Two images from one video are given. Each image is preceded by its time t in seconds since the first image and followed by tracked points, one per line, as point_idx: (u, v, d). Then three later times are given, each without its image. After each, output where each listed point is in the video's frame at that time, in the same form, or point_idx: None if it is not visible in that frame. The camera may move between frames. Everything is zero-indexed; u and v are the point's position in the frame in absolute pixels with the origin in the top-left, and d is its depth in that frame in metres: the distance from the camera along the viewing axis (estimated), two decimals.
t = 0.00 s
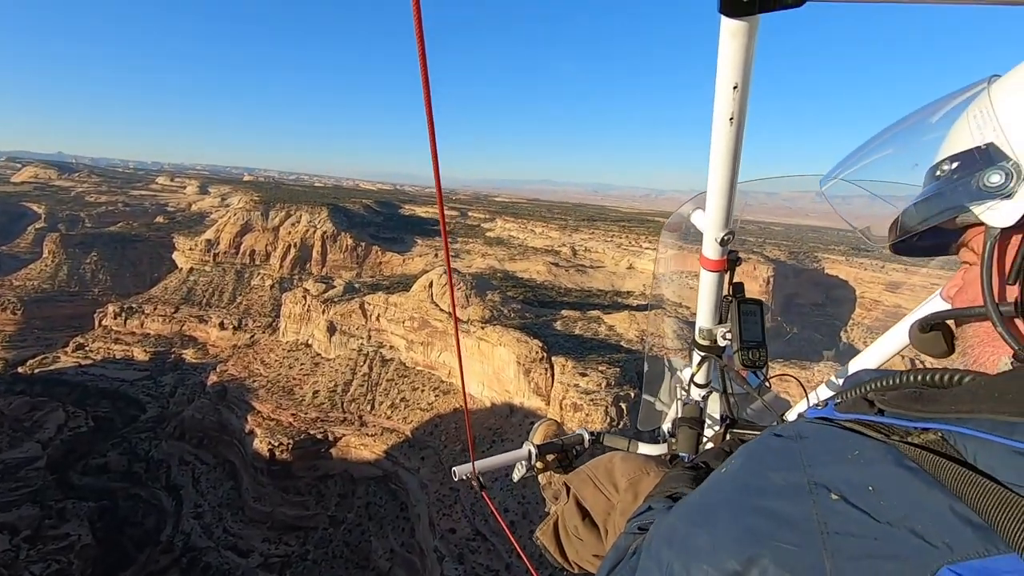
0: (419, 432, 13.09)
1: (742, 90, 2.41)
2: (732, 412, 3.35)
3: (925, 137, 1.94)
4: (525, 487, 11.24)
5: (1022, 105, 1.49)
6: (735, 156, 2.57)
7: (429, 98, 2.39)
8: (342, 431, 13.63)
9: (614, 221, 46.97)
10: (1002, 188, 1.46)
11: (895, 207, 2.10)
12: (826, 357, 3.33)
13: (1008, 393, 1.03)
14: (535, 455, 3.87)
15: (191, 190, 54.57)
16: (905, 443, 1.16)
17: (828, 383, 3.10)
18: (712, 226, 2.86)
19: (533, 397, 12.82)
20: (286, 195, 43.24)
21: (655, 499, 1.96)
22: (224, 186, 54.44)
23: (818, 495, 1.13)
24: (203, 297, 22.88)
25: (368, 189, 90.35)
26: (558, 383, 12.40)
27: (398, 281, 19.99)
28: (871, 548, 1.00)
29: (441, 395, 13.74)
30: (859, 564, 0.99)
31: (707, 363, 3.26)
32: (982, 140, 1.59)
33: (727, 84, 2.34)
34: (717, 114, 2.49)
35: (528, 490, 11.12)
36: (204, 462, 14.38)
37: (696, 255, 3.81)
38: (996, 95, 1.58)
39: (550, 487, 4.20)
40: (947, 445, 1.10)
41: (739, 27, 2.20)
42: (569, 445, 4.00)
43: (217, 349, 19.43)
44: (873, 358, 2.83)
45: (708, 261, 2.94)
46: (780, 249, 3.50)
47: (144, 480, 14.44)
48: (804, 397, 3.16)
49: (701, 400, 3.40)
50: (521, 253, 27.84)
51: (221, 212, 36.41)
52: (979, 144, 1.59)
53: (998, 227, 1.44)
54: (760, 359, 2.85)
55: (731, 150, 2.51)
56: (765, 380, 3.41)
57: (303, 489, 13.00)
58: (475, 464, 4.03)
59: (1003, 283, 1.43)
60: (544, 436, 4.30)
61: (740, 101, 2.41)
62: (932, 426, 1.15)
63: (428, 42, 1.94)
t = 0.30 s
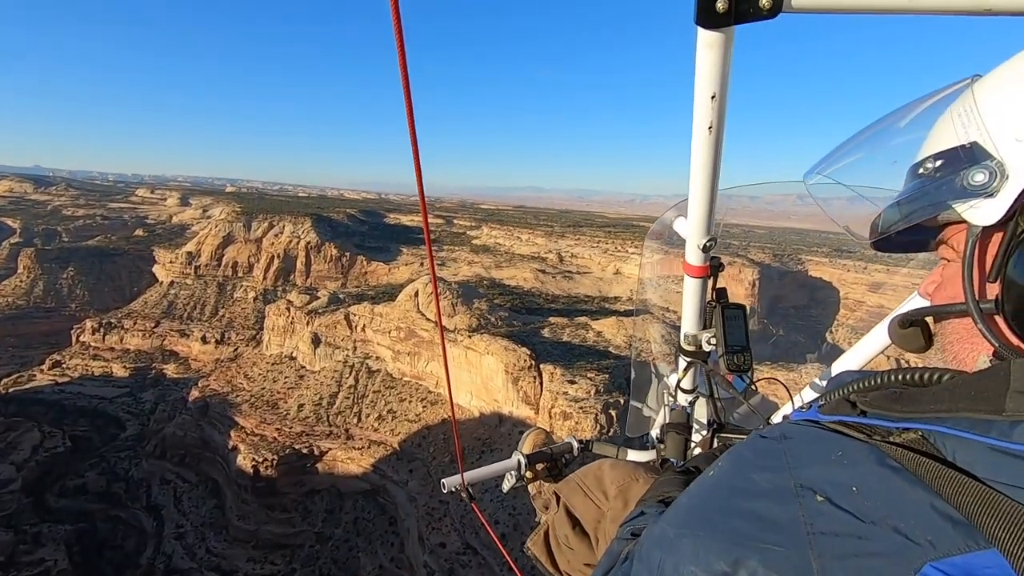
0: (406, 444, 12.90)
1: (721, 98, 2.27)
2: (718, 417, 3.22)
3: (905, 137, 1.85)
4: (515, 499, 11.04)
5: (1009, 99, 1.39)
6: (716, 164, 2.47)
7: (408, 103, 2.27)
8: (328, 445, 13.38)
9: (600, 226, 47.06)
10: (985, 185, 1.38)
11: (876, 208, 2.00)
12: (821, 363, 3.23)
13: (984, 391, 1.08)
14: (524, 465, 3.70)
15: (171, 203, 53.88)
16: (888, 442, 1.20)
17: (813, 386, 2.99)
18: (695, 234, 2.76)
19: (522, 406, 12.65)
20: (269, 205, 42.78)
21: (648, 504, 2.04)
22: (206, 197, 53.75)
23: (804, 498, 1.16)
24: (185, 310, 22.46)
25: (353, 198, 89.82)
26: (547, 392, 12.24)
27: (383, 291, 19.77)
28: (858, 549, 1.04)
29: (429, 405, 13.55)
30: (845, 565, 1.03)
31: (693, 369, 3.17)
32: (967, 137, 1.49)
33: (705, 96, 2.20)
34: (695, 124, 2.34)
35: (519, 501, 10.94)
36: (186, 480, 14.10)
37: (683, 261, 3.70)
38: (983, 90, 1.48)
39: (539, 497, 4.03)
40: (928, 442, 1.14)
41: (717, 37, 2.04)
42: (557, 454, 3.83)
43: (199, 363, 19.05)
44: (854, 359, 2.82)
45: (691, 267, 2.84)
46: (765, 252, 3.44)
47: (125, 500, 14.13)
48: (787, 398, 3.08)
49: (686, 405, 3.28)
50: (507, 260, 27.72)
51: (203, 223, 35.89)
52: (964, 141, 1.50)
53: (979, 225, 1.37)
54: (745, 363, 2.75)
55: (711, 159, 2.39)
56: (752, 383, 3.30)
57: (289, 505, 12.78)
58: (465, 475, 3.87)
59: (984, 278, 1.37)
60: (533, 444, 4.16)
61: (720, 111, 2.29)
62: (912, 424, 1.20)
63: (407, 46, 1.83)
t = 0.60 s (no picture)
0: (398, 453, 12.74)
1: (706, 105, 2.18)
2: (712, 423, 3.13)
3: (896, 135, 1.74)
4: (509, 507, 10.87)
5: (1002, 94, 1.27)
6: (702, 171, 2.35)
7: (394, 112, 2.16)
8: (318, 455, 13.17)
9: (590, 229, 47.11)
10: (967, 180, 1.29)
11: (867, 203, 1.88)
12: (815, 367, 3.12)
13: (973, 389, 1.04)
14: (518, 475, 3.54)
15: (158, 211, 53.41)
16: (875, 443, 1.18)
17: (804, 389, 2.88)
18: (682, 240, 2.64)
19: (514, 412, 12.50)
20: (258, 213, 42.50)
21: (639, 514, 1.96)
22: (194, 205, 53.29)
23: (794, 498, 1.12)
24: (172, 320, 22.12)
25: (342, 204, 89.47)
26: (540, 398, 12.08)
27: (373, 298, 19.60)
28: (851, 550, 0.99)
29: (420, 413, 13.38)
30: (837, 567, 0.99)
31: (685, 375, 3.04)
32: (959, 130, 1.39)
33: (688, 102, 2.11)
34: (679, 132, 2.26)
35: (512, 509, 10.78)
36: (173, 494, 13.85)
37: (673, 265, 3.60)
38: (980, 85, 1.37)
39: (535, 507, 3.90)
40: (917, 441, 1.11)
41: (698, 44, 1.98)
42: (552, 462, 3.69)
43: (186, 374, 18.75)
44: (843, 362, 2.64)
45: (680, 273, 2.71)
46: (756, 253, 3.35)
47: (111, 516, 13.85)
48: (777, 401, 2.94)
49: (679, 411, 3.15)
50: (498, 264, 27.61)
51: (191, 231, 35.55)
52: (951, 135, 1.40)
53: (965, 221, 1.28)
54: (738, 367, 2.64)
55: (698, 167, 2.28)
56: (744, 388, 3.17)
57: (279, 517, 12.52)
58: (460, 487, 3.77)
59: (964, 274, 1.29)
60: (528, 454, 4.01)
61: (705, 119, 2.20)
62: (902, 424, 1.18)
63: (385, 44, 1.71)
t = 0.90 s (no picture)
0: (392, 459, 12.58)
1: (704, 105, 2.05)
2: (712, 424, 2.98)
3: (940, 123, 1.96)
4: (505, 513, 10.69)
5: (992, 105, 1.60)
6: (700, 174, 2.23)
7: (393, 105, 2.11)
8: (311, 462, 13.00)
9: (584, 231, 47.08)
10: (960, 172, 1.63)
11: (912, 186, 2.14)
12: (813, 367, 3.02)
13: (975, 384, 1.02)
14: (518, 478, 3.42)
15: (149, 217, 53.07)
16: (878, 437, 1.17)
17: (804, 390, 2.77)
18: (680, 242, 2.51)
19: (510, 416, 12.34)
20: (251, 218, 42.23)
21: (640, 515, 1.91)
22: (186, 211, 52.92)
23: (798, 495, 1.11)
24: (162, 327, 21.86)
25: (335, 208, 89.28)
26: (535, 402, 11.97)
27: (366, 302, 19.44)
28: (857, 548, 0.98)
29: (415, 419, 13.22)
30: (841, 565, 0.97)
31: (684, 377, 2.89)
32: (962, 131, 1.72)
33: (687, 105, 1.99)
34: (677, 133, 2.13)
35: (509, 516, 10.62)
36: (164, 503, 13.64)
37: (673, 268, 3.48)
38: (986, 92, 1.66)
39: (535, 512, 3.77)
40: (920, 438, 1.09)
41: (695, 46, 1.86)
42: (553, 465, 3.58)
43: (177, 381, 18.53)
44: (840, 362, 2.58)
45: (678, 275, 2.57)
46: (749, 253, 3.29)
47: (100, 526, 13.63)
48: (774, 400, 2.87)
49: (678, 412, 3.01)
50: (492, 267, 27.49)
51: (182, 237, 35.23)
52: (957, 133, 1.73)
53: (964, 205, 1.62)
54: (737, 369, 2.55)
55: (696, 169, 2.16)
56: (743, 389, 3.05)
57: (272, 526, 12.34)
58: (461, 491, 3.66)
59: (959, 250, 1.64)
60: (528, 458, 3.86)
61: (703, 120, 2.07)
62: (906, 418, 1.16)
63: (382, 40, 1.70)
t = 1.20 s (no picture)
0: (388, 467, 12.42)
1: (697, 104, 1.93)
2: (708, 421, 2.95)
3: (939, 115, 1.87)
4: (502, 521, 10.53)
5: (997, 94, 1.52)
6: (693, 172, 2.11)
7: (381, 108, 2.05)
8: (305, 471, 12.82)
9: (580, 235, 46.86)
10: (962, 162, 1.55)
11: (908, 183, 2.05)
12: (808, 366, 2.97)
13: (968, 378, 1.07)
14: (515, 476, 3.32)
15: (142, 224, 52.67)
16: (869, 433, 1.20)
17: (799, 386, 2.70)
18: (674, 238, 2.42)
19: (506, 423, 12.19)
20: (244, 224, 41.91)
21: (637, 512, 1.83)
22: (179, 218, 52.50)
23: (790, 492, 1.11)
24: (154, 335, 21.61)
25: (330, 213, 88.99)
26: (532, 408, 11.85)
27: (360, 308, 19.28)
28: (849, 543, 0.99)
29: (410, 426, 13.07)
30: (833, 561, 0.98)
31: (679, 373, 2.88)
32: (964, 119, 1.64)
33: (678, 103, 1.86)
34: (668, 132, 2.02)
35: (505, 523, 10.46)
36: (155, 515, 13.43)
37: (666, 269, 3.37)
38: (990, 84, 1.57)
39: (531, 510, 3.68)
40: (912, 433, 1.13)
41: (688, 42, 1.74)
42: (549, 463, 3.48)
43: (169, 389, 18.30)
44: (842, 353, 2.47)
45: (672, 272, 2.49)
46: (745, 255, 3.23)
47: (90, 539, 13.40)
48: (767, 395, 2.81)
49: (673, 410, 3.01)
50: (487, 272, 27.34)
51: (175, 243, 34.91)
52: (960, 125, 1.64)
53: (965, 197, 1.54)
54: (731, 367, 2.42)
55: (688, 169, 2.04)
56: (738, 385, 3.01)
57: (265, 537, 12.15)
58: (457, 488, 3.61)
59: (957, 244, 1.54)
60: (524, 456, 3.76)
61: (695, 117, 1.96)
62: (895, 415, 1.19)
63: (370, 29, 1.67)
